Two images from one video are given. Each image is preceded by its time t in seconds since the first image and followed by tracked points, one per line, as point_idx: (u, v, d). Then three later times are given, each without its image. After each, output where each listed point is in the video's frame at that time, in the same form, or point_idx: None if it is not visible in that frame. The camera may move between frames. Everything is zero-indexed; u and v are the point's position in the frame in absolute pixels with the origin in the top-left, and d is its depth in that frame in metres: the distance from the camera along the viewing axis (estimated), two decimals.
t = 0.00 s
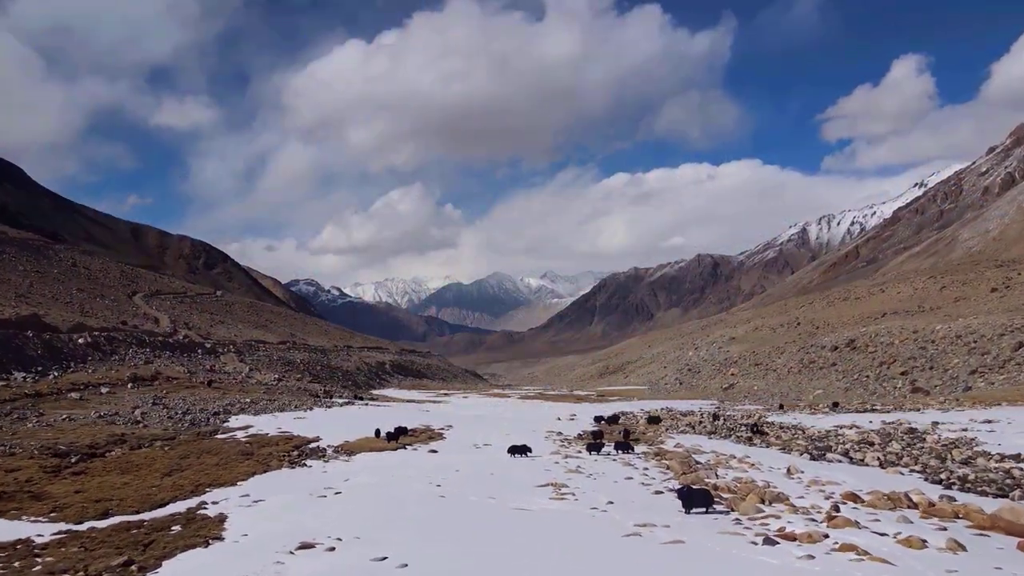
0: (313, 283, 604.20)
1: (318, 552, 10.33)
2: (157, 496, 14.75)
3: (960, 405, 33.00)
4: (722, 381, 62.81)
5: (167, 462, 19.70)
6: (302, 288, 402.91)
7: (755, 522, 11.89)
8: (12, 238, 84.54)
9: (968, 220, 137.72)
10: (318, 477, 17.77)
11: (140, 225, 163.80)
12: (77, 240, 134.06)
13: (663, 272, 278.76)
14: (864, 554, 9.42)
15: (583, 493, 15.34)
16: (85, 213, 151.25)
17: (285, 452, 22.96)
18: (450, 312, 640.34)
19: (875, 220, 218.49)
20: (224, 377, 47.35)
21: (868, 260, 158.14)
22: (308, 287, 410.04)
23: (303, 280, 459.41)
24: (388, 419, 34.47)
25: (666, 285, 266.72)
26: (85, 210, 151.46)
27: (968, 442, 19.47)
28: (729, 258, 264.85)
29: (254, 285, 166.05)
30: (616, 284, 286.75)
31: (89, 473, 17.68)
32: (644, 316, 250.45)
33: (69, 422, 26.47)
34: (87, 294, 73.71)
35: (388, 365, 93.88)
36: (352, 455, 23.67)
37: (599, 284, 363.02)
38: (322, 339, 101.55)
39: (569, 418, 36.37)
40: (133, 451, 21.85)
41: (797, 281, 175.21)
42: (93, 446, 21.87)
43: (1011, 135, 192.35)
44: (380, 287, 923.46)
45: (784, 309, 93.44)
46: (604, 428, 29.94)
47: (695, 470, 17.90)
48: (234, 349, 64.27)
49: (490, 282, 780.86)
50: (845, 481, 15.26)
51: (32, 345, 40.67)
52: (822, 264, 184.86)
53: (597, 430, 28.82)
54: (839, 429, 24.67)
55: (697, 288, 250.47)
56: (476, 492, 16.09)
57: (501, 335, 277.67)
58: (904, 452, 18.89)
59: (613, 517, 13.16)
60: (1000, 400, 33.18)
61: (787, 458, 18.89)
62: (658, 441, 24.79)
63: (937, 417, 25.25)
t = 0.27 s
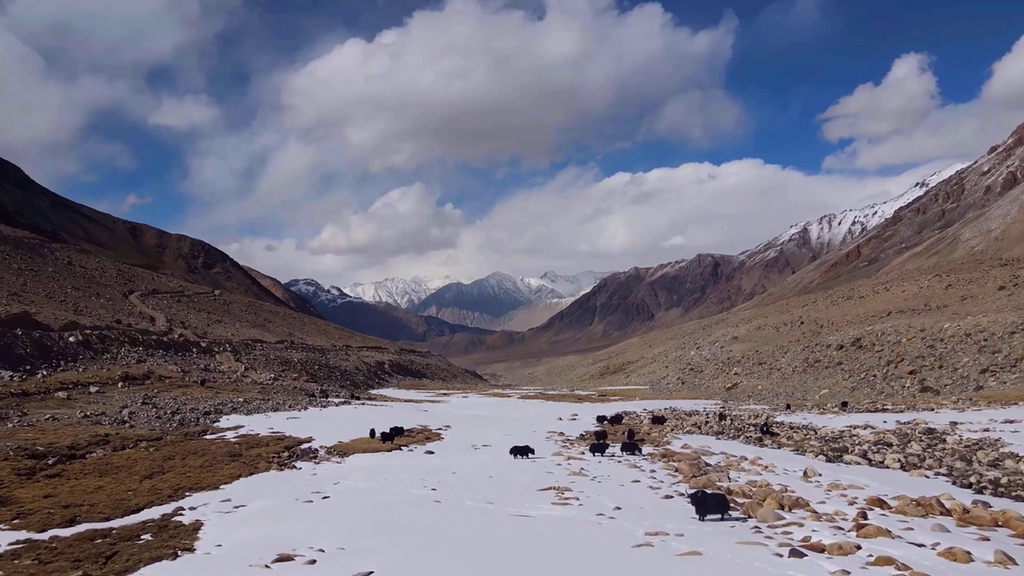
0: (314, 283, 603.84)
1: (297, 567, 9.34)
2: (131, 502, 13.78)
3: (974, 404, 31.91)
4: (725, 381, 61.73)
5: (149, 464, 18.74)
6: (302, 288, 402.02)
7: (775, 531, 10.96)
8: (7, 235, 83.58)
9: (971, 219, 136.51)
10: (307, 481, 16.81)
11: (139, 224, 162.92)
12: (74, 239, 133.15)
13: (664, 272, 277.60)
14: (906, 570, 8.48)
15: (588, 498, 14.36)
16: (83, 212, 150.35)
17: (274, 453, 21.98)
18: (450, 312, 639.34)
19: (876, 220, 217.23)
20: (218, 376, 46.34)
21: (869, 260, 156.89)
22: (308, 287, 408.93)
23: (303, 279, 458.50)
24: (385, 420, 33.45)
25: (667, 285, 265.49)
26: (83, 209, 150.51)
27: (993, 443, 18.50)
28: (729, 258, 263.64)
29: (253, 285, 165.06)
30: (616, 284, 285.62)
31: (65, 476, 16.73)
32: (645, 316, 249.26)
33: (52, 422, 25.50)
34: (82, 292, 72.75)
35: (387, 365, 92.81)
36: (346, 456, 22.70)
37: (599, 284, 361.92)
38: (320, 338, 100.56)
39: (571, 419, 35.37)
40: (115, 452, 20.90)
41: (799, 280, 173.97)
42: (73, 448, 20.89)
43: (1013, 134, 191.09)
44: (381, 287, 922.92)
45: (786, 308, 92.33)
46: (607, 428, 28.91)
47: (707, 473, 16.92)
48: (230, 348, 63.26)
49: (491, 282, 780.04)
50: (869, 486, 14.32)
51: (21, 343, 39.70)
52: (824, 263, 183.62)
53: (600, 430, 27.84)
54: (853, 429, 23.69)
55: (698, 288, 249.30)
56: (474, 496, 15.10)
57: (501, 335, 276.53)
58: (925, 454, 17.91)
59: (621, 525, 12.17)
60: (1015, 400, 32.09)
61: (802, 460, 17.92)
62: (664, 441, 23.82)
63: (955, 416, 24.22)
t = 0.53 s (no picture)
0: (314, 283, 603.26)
1: None
2: (100, 508, 12.80)
3: (989, 404, 30.80)
4: (728, 380, 60.58)
5: (129, 466, 17.79)
6: (302, 288, 401.27)
7: (800, 542, 10.02)
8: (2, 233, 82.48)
9: (974, 218, 135.36)
10: (294, 484, 15.84)
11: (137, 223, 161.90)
12: (72, 238, 132.13)
13: (665, 271, 276.39)
14: None
15: (594, 504, 13.36)
16: (81, 211, 149.37)
17: (263, 455, 21.01)
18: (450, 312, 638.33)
19: (877, 220, 216.05)
20: (211, 375, 45.22)
21: (871, 259, 155.67)
22: (308, 287, 407.42)
23: (303, 280, 457.47)
24: (381, 420, 32.46)
25: (668, 285, 264.24)
26: (80, 207, 149.44)
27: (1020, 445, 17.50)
28: (730, 258, 262.39)
29: (251, 284, 163.96)
30: (617, 284, 284.37)
31: (38, 480, 15.79)
32: (645, 316, 248.04)
33: (33, 422, 24.49)
34: (77, 290, 71.74)
35: (386, 365, 91.73)
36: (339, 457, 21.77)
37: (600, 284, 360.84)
38: (318, 337, 99.49)
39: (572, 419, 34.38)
40: (95, 454, 19.92)
41: (800, 280, 172.76)
42: (51, 449, 19.91)
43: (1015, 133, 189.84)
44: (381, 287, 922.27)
45: (789, 308, 91.24)
46: (611, 428, 27.82)
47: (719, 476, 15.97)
48: (226, 347, 62.19)
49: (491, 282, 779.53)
50: (895, 491, 13.38)
51: (9, 341, 38.65)
52: (825, 263, 182.42)
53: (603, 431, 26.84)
54: (867, 430, 22.69)
55: (699, 288, 248.19)
56: (470, 502, 14.12)
57: (501, 335, 275.35)
58: (949, 456, 16.93)
59: (631, 534, 11.14)
60: None
61: (819, 462, 16.99)
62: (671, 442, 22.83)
63: (974, 416, 23.21)
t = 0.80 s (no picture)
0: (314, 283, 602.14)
1: None
2: (67, 514, 11.90)
3: (1006, 403, 29.71)
4: (731, 380, 59.47)
5: (107, 469, 16.87)
6: (301, 288, 399.93)
7: (831, 554, 9.11)
8: None
9: (977, 217, 134.16)
10: (280, 488, 14.91)
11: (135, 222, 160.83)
12: (68, 237, 131.04)
13: (665, 271, 275.15)
14: None
15: (601, 509, 12.41)
16: (78, 210, 148.31)
17: (250, 456, 20.03)
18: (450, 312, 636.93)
19: (878, 219, 214.78)
20: (205, 374, 44.22)
21: (873, 259, 154.51)
22: (307, 287, 406.16)
23: (303, 279, 455.93)
24: (377, 419, 31.46)
25: (669, 285, 263.07)
26: (78, 206, 148.33)
27: None
28: (731, 258, 261.20)
29: (249, 283, 162.86)
30: (617, 283, 283.10)
31: (7, 483, 14.88)
32: (646, 316, 246.90)
33: (14, 422, 23.54)
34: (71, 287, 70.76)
35: (385, 365, 90.69)
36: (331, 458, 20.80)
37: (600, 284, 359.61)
38: (316, 337, 98.44)
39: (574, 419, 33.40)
40: (74, 455, 19.00)
41: (801, 280, 171.63)
42: (28, 450, 18.98)
43: (1018, 133, 188.38)
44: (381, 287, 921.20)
45: (792, 307, 90.07)
46: (614, 428, 26.81)
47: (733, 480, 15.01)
48: (222, 346, 61.13)
49: (491, 282, 778.42)
50: (926, 496, 12.47)
51: None
52: (827, 263, 181.26)
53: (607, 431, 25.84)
54: (884, 430, 21.71)
55: (700, 288, 246.90)
56: (467, 507, 13.16)
57: (501, 335, 274.21)
58: (976, 457, 16.00)
59: (643, 544, 10.17)
60: None
61: (839, 465, 16.04)
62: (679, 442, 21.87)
63: (994, 416, 22.20)
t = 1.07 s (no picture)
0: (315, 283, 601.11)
1: None
2: (28, 521, 11.01)
3: None
4: (735, 379, 58.33)
5: (82, 471, 15.96)
6: (300, 288, 398.54)
7: (869, 569, 8.21)
8: None
9: (980, 216, 132.91)
10: (264, 493, 13.97)
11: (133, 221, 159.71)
12: (65, 236, 129.91)
13: (666, 271, 273.87)
14: None
15: (608, 516, 11.48)
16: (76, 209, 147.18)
17: (237, 457, 19.09)
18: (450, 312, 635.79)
19: (880, 219, 213.39)
20: (198, 373, 43.20)
21: (875, 259, 153.18)
22: (307, 287, 404.74)
23: (302, 280, 454.64)
24: (373, 419, 30.52)
25: (669, 284, 261.78)
26: (75, 205, 147.23)
27: None
28: (732, 257, 259.88)
29: (248, 283, 161.74)
30: (618, 283, 281.80)
31: None
32: (646, 316, 245.67)
33: None
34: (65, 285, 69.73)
35: (384, 364, 89.68)
36: (326, 459, 19.91)
37: (600, 284, 358.37)
38: (315, 336, 97.34)
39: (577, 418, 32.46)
40: (50, 456, 18.08)
41: (803, 280, 170.38)
42: (2, 452, 18.07)
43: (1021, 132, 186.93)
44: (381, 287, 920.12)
45: (795, 306, 88.88)
46: (618, 429, 25.78)
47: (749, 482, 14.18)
48: (217, 344, 60.05)
49: (491, 282, 777.25)
50: (961, 502, 11.56)
51: None
52: (828, 262, 179.97)
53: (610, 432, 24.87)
54: (901, 430, 20.77)
55: (701, 288, 245.62)
56: (463, 513, 12.20)
57: (501, 335, 272.99)
58: (1007, 459, 15.09)
59: (657, 555, 9.21)
60: None
61: (861, 467, 15.14)
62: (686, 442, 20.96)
63: (1017, 416, 21.21)
